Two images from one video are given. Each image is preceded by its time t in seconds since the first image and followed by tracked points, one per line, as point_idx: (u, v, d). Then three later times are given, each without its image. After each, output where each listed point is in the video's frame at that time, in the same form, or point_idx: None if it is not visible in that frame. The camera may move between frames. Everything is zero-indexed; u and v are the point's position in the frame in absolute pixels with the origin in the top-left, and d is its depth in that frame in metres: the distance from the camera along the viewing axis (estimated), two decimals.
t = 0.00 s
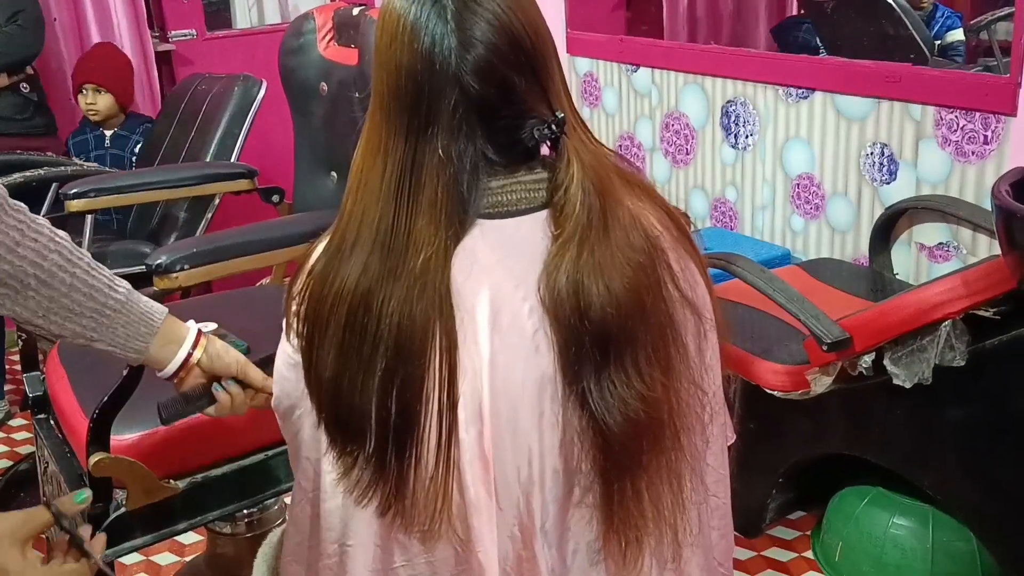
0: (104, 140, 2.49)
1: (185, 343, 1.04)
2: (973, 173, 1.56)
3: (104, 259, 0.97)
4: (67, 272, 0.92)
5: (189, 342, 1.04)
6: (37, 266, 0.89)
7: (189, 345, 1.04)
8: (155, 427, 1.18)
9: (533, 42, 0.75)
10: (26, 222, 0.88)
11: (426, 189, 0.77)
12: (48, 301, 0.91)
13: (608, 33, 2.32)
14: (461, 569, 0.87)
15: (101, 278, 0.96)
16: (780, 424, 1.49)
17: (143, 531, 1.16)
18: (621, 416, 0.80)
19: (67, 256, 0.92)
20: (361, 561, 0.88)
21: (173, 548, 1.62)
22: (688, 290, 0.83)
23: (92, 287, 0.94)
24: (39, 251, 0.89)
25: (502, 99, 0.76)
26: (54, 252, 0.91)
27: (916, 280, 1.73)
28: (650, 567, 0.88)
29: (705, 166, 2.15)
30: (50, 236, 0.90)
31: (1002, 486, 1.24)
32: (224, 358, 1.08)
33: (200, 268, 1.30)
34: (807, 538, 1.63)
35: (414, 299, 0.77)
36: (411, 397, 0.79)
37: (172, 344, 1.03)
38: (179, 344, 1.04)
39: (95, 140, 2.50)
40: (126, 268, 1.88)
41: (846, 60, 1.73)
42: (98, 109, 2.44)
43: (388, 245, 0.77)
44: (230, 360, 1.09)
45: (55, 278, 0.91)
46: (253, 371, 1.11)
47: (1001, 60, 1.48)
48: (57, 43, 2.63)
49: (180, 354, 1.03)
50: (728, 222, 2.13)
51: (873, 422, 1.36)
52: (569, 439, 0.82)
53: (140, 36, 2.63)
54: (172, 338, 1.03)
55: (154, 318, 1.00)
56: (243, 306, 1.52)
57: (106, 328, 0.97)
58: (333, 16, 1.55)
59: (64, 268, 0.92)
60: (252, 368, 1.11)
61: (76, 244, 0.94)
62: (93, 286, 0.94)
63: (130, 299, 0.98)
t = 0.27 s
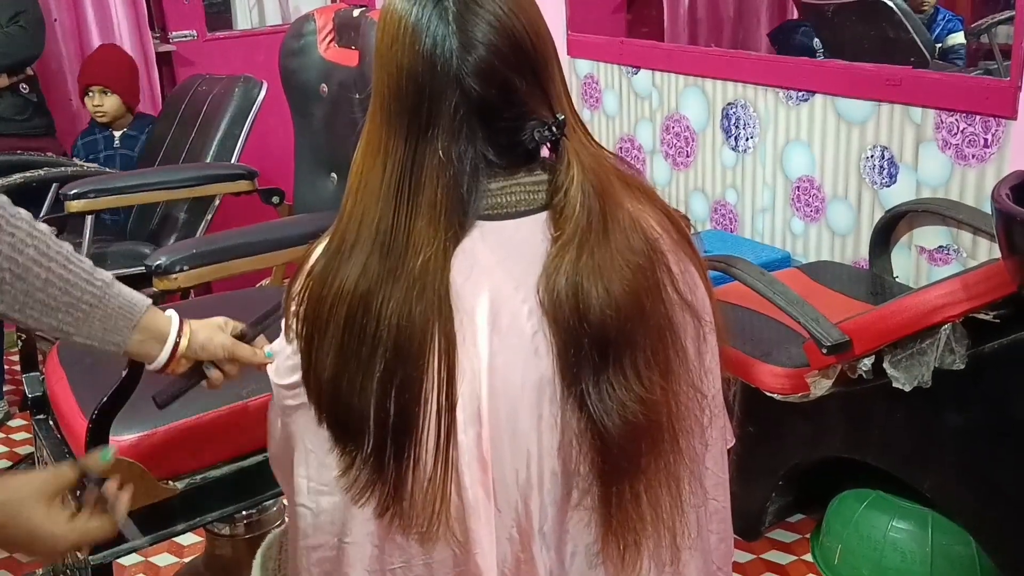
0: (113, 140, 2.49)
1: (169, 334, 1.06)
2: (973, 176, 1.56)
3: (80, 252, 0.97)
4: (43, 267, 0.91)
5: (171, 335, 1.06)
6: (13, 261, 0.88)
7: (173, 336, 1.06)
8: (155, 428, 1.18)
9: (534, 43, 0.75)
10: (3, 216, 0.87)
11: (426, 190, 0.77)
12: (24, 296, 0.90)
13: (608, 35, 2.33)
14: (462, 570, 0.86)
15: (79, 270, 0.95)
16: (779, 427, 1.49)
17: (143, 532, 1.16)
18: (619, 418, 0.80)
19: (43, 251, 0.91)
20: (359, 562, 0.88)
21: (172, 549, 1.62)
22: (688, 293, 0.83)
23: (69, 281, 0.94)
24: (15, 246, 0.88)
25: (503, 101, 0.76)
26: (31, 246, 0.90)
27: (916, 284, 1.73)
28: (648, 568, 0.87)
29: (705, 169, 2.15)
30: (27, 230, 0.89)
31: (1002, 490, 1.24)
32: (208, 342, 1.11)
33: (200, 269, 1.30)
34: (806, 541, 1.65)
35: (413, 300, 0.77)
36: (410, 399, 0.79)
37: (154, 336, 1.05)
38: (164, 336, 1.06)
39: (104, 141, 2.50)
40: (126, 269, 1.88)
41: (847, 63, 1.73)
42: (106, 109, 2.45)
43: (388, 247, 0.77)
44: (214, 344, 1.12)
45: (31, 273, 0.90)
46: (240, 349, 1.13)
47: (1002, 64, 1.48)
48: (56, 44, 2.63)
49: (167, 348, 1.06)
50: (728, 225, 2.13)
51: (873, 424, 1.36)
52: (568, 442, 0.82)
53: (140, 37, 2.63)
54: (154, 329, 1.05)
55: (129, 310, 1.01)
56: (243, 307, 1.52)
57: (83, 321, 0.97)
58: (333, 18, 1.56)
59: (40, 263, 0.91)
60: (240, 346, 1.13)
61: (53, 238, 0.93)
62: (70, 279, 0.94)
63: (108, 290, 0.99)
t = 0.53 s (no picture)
0: (123, 142, 2.49)
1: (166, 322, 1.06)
2: (973, 177, 1.56)
3: (84, 241, 0.98)
4: (44, 256, 0.93)
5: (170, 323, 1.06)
6: (13, 250, 0.91)
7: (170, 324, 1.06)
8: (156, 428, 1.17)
9: (535, 42, 0.76)
10: (6, 205, 0.89)
11: (427, 188, 0.77)
12: (25, 283, 0.93)
13: (609, 36, 2.33)
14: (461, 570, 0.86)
15: (81, 260, 0.97)
16: (780, 427, 1.49)
17: (141, 533, 1.17)
18: (618, 416, 0.80)
19: (45, 241, 0.93)
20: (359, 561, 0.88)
21: (172, 549, 1.62)
22: (687, 292, 0.83)
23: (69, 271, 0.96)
24: (16, 235, 0.90)
25: (504, 99, 0.76)
26: (33, 236, 0.92)
27: (916, 284, 1.73)
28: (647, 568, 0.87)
29: (705, 169, 2.15)
30: (30, 219, 0.91)
31: (1001, 491, 1.24)
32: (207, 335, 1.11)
33: (200, 269, 1.30)
34: (806, 542, 1.64)
35: (414, 298, 0.77)
36: (410, 397, 0.79)
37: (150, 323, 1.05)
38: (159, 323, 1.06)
39: (114, 141, 2.51)
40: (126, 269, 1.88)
41: (847, 63, 1.73)
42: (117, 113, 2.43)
43: (389, 245, 0.77)
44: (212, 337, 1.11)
45: (32, 262, 0.93)
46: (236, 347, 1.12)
47: (1002, 64, 1.48)
48: (56, 44, 2.61)
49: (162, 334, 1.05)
50: (728, 226, 2.13)
51: (873, 425, 1.36)
52: (567, 441, 0.82)
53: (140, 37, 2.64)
54: (150, 318, 1.05)
55: (130, 302, 1.02)
56: (243, 307, 1.52)
57: (83, 310, 0.99)
58: (333, 18, 1.56)
59: (41, 253, 0.93)
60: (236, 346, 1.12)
61: (57, 227, 0.94)
62: (71, 269, 0.96)
63: (110, 280, 1.00)
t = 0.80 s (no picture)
0: (121, 139, 2.50)
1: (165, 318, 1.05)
2: (972, 177, 1.56)
3: (85, 236, 0.98)
4: (43, 254, 0.93)
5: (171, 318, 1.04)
6: (12, 248, 0.90)
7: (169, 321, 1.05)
8: (155, 428, 1.18)
9: (541, 34, 0.76)
10: (6, 203, 0.88)
11: (434, 182, 0.76)
12: (24, 280, 0.93)
13: (608, 36, 2.33)
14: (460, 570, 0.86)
15: (81, 257, 0.97)
16: (780, 427, 1.49)
17: (141, 533, 1.16)
18: (620, 408, 0.80)
19: (45, 238, 0.92)
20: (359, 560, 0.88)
21: (172, 549, 1.62)
22: (686, 288, 0.84)
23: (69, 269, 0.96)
24: (16, 233, 0.89)
25: (510, 91, 0.76)
26: (33, 234, 0.91)
27: (916, 284, 1.73)
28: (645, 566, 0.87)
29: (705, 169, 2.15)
30: (30, 216, 0.90)
31: (1000, 491, 1.24)
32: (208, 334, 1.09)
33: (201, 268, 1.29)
34: (806, 542, 1.64)
35: (419, 291, 0.77)
36: (414, 392, 0.79)
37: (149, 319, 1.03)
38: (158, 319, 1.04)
39: (112, 138, 2.52)
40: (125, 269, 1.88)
41: (848, 63, 1.73)
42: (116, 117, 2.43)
43: (394, 238, 0.77)
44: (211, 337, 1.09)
45: (31, 259, 0.92)
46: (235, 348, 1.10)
47: (1001, 64, 1.48)
48: (55, 44, 2.60)
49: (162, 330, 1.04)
50: (728, 226, 2.13)
51: (873, 425, 1.36)
52: (568, 437, 0.82)
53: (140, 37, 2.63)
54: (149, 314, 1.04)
55: (128, 300, 1.02)
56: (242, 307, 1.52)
57: (82, 306, 0.99)
58: (333, 18, 1.55)
59: (41, 251, 0.92)
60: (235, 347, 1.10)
61: (57, 224, 0.94)
62: (70, 267, 0.96)
63: (109, 277, 1.00)
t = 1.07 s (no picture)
0: (121, 138, 2.50)
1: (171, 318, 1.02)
2: (972, 177, 1.56)
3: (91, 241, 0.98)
4: (48, 259, 0.93)
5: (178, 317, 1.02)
6: (17, 253, 0.90)
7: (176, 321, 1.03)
8: (154, 428, 1.18)
9: (540, 30, 0.77)
10: (12, 207, 0.88)
11: (437, 178, 0.76)
12: (29, 285, 0.93)
13: (608, 36, 2.33)
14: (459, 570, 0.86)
15: (87, 262, 0.97)
16: (780, 427, 1.49)
17: (141, 533, 1.16)
18: (622, 403, 0.80)
19: (50, 243, 0.92)
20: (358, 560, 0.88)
21: (172, 549, 1.62)
22: (686, 285, 0.84)
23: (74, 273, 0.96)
24: (21, 239, 0.90)
25: (513, 86, 0.76)
26: (37, 239, 0.91)
27: (915, 284, 1.73)
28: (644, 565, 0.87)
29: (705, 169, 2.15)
30: (36, 222, 0.90)
31: (1000, 491, 1.24)
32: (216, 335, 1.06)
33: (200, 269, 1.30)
34: (806, 542, 1.64)
35: (423, 286, 0.77)
36: (416, 388, 0.78)
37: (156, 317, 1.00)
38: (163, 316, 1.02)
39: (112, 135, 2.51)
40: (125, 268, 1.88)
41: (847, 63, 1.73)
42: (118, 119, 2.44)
43: (397, 234, 0.77)
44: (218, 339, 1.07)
45: (36, 264, 0.92)
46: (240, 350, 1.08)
47: (1001, 65, 1.48)
48: (56, 43, 2.60)
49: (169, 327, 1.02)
50: (728, 226, 2.13)
51: (872, 425, 1.36)
52: (568, 434, 0.82)
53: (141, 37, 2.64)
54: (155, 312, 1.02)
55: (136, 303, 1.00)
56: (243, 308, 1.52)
57: (88, 311, 0.98)
58: (333, 18, 1.55)
59: (46, 257, 0.92)
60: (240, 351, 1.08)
61: (63, 229, 0.94)
62: (76, 272, 0.96)
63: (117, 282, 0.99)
